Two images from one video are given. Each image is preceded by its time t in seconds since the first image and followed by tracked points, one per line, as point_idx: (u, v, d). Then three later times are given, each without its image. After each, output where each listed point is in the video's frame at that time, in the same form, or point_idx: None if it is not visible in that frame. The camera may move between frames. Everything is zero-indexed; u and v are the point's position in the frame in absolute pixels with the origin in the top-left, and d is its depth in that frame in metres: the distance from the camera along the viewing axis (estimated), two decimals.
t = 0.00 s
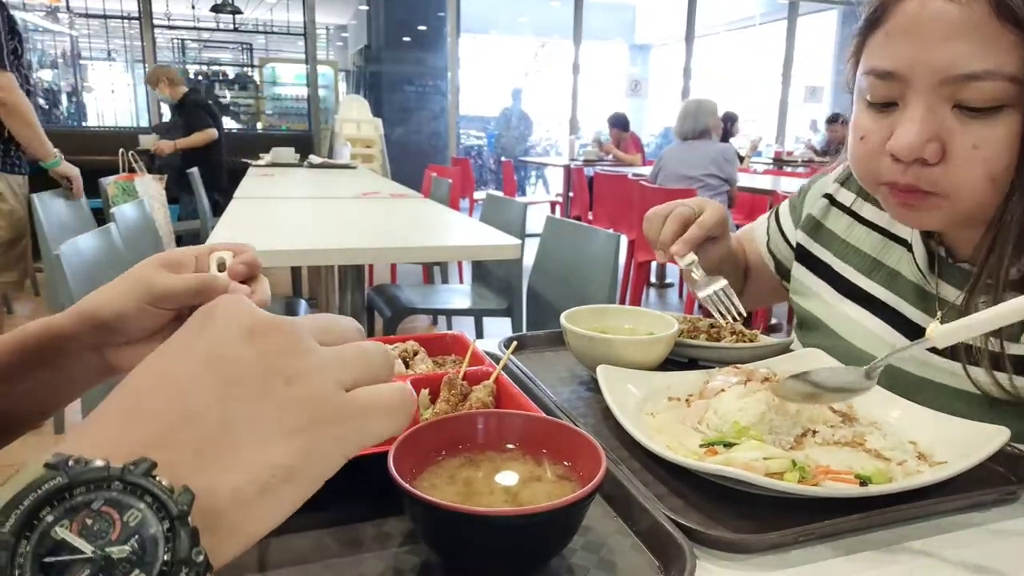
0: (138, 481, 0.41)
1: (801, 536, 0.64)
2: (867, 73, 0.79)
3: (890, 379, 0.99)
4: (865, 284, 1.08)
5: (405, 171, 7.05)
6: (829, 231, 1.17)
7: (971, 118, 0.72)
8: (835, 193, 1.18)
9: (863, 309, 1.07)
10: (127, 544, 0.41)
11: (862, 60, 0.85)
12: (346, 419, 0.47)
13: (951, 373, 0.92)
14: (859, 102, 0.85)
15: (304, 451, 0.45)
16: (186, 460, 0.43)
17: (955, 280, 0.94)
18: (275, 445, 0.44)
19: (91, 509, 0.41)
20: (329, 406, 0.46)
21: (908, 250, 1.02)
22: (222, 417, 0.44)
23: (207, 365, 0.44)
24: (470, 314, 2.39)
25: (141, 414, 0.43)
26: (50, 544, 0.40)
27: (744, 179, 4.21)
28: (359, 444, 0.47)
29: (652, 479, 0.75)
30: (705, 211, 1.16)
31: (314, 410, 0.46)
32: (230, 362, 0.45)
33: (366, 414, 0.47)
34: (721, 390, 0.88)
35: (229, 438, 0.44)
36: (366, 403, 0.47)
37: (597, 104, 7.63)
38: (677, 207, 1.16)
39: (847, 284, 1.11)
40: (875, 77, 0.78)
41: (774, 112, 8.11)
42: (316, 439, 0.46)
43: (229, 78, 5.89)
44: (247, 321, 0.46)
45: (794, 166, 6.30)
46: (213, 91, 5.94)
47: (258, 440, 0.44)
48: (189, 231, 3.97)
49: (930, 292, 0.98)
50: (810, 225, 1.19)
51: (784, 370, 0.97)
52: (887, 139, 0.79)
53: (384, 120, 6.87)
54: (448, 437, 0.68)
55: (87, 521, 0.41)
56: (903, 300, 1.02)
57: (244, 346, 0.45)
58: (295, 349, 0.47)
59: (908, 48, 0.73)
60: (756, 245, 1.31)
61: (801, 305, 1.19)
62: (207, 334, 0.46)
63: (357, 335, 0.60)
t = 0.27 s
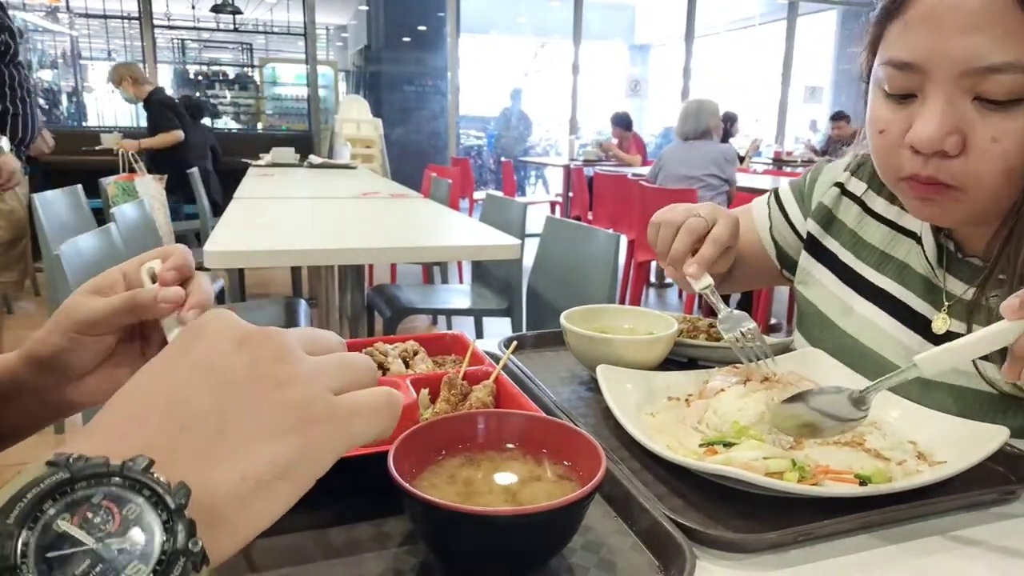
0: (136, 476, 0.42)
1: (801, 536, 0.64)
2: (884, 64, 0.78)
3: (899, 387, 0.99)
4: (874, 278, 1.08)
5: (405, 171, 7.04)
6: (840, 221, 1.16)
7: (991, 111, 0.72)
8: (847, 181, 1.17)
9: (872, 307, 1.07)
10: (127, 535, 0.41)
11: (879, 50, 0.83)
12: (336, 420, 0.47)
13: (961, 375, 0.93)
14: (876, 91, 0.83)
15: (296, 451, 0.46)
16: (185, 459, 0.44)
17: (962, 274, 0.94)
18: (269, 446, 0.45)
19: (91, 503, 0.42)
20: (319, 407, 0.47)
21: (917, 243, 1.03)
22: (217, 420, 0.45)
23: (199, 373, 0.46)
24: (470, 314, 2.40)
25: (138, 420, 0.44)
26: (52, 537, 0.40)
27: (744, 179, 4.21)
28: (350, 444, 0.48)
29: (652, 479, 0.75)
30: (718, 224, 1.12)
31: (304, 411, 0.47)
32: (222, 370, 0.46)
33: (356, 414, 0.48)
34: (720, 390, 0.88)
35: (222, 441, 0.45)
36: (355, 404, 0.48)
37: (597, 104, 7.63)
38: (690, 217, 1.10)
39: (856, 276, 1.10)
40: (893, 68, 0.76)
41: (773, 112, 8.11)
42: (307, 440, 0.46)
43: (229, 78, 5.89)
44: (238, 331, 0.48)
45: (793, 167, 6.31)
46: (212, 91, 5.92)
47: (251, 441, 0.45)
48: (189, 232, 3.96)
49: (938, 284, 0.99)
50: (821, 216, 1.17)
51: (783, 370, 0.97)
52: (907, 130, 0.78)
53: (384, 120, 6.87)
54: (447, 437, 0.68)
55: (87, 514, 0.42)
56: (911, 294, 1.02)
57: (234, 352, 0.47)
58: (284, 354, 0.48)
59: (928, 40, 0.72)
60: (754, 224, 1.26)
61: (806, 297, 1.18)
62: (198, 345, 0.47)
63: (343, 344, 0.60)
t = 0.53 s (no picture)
0: (132, 475, 0.41)
1: (800, 536, 0.64)
2: (898, 69, 0.77)
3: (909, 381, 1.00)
4: (882, 273, 1.07)
5: (405, 171, 7.04)
6: (844, 217, 1.16)
7: (1006, 118, 0.71)
8: (851, 179, 1.18)
9: (881, 301, 1.06)
10: (123, 535, 0.42)
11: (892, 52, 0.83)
12: (332, 415, 0.47)
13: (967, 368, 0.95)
14: (890, 94, 0.83)
15: (291, 448, 0.45)
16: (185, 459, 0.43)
17: (970, 268, 0.95)
18: (266, 443, 0.45)
19: (86, 502, 0.41)
20: (314, 404, 0.47)
21: (925, 237, 1.03)
22: (209, 418, 0.44)
23: (191, 368, 0.45)
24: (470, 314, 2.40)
25: (131, 414, 0.43)
26: (48, 538, 0.40)
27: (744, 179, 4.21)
28: (345, 442, 0.47)
29: (652, 478, 0.75)
30: (737, 214, 1.11)
31: (302, 407, 0.46)
32: (215, 366, 0.45)
33: (352, 410, 0.48)
34: (720, 390, 0.88)
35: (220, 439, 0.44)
36: (350, 400, 0.48)
37: (597, 104, 7.62)
38: (709, 209, 1.09)
39: (864, 272, 1.10)
40: (907, 74, 0.76)
41: (773, 112, 8.11)
42: (304, 437, 0.46)
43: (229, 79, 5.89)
44: (231, 327, 0.47)
45: (793, 167, 6.31)
46: (213, 91, 5.97)
47: (248, 438, 0.44)
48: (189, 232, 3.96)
49: (946, 279, 0.99)
50: (826, 212, 1.18)
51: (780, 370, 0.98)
52: (922, 136, 0.78)
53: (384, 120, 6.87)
54: (446, 437, 0.68)
55: (84, 513, 0.41)
56: (920, 288, 1.02)
57: (228, 349, 0.46)
58: (279, 350, 0.48)
59: (945, 47, 0.71)
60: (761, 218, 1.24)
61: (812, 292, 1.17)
62: (190, 341, 0.46)
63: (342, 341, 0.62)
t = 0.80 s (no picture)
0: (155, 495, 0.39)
1: (802, 536, 0.64)
2: (917, 64, 0.77)
3: (920, 370, 1.01)
4: (896, 266, 1.08)
5: (405, 171, 7.04)
6: (854, 211, 1.16)
7: None
8: (863, 174, 1.17)
9: (901, 299, 1.06)
10: (141, 556, 0.40)
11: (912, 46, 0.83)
12: (354, 428, 0.44)
13: (976, 357, 0.96)
14: (909, 87, 0.83)
15: (296, 464, 0.42)
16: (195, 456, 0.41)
17: (984, 263, 0.95)
18: (281, 454, 0.42)
19: (106, 522, 0.39)
20: (338, 413, 0.44)
21: (939, 231, 1.04)
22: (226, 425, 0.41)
23: (208, 369, 0.42)
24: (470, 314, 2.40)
25: (139, 415, 0.40)
26: (66, 560, 0.39)
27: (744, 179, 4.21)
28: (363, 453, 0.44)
29: (651, 478, 0.75)
30: (760, 208, 1.10)
31: (324, 414, 0.43)
32: (233, 367, 0.42)
33: (375, 423, 0.45)
34: (720, 390, 0.88)
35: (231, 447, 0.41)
36: (375, 407, 0.45)
37: (597, 104, 7.62)
38: (733, 204, 1.09)
39: (877, 265, 1.10)
40: (926, 69, 0.76)
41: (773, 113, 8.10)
42: (322, 449, 0.43)
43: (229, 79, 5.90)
44: (251, 321, 0.44)
45: (792, 167, 6.32)
46: (212, 91, 5.97)
47: (264, 447, 0.42)
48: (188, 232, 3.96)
49: (960, 273, 0.99)
50: (836, 205, 1.18)
51: (778, 370, 0.97)
52: (939, 131, 0.78)
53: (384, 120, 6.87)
54: (448, 438, 0.68)
55: (103, 533, 0.39)
56: (934, 281, 1.02)
57: (244, 348, 0.43)
58: (303, 348, 0.44)
59: (965, 41, 0.71)
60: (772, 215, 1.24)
61: (824, 286, 1.17)
62: (206, 336, 0.43)
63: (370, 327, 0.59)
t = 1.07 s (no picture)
0: (155, 501, 0.39)
1: (801, 536, 0.64)
2: (934, 61, 0.80)
3: (929, 364, 1.00)
4: (905, 261, 1.08)
5: (404, 170, 7.01)
6: (863, 208, 1.16)
7: None
8: (873, 172, 1.17)
9: (906, 291, 1.06)
10: (140, 563, 0.40)
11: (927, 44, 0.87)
12: (365, 443, 0.42)
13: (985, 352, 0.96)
14: (924, 84, 0.86)
15: (298, 480, 0.41)
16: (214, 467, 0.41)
17: (994, 259, 0.95)
18: (284, 467, 0.41)
19: (106, 529, 0.40)
20: (347, 423, 0.41)
21: (950, 226, 1.04)
22: (231, 441, 0.41)
23: (217, 374, 0.42)
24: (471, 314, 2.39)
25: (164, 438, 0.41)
26: (63, 565, 0.39)
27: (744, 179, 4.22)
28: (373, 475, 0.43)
29: (651, 478, 0.75)
30: (781, 223, 1.12)
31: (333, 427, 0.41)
32: (241, 377, 0.41)
33: (385, 440, 0.42)
34: (720, 390, 0.88)
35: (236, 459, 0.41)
36: (386, 423, 0.42)
37: (597, 104, 7.62)
38: (756, 218, 1.11)
39: (886, 261, 1.10)
40: (942, 67, 0.79)
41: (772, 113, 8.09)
42: (326, 464, 0.41)
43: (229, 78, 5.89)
44: (266, 325, 0.42)
45: (792, 167, 6.32)
46: (212, 91, 5.97)
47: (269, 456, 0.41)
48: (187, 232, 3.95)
49: (969, 269, 1.00)
50: (846, 203, 1.18)
51: (780, 371, 0.97)
52: (954, 129, 0.81)
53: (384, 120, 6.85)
54: (447, 438, 0.68)
55: (102, 540, 0.40)
56: (943, 276, 1.03)
57: (256, 354, 0.42)
58: (316, 351, 0.42)
59: (979, 42, 0.74)
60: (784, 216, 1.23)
61: (831, 282, 1.17)
62: (220, 341, 0.43)
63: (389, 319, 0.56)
